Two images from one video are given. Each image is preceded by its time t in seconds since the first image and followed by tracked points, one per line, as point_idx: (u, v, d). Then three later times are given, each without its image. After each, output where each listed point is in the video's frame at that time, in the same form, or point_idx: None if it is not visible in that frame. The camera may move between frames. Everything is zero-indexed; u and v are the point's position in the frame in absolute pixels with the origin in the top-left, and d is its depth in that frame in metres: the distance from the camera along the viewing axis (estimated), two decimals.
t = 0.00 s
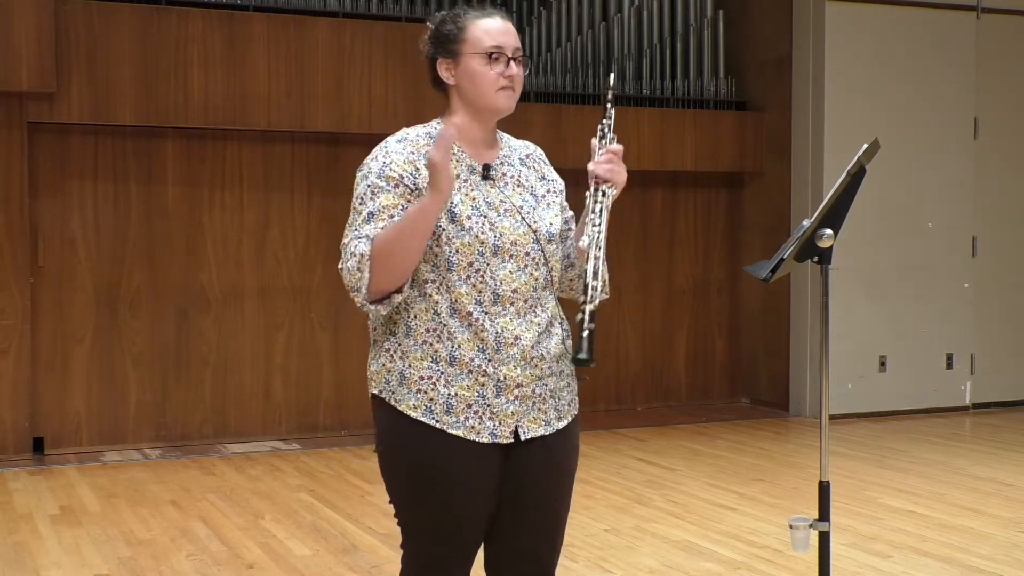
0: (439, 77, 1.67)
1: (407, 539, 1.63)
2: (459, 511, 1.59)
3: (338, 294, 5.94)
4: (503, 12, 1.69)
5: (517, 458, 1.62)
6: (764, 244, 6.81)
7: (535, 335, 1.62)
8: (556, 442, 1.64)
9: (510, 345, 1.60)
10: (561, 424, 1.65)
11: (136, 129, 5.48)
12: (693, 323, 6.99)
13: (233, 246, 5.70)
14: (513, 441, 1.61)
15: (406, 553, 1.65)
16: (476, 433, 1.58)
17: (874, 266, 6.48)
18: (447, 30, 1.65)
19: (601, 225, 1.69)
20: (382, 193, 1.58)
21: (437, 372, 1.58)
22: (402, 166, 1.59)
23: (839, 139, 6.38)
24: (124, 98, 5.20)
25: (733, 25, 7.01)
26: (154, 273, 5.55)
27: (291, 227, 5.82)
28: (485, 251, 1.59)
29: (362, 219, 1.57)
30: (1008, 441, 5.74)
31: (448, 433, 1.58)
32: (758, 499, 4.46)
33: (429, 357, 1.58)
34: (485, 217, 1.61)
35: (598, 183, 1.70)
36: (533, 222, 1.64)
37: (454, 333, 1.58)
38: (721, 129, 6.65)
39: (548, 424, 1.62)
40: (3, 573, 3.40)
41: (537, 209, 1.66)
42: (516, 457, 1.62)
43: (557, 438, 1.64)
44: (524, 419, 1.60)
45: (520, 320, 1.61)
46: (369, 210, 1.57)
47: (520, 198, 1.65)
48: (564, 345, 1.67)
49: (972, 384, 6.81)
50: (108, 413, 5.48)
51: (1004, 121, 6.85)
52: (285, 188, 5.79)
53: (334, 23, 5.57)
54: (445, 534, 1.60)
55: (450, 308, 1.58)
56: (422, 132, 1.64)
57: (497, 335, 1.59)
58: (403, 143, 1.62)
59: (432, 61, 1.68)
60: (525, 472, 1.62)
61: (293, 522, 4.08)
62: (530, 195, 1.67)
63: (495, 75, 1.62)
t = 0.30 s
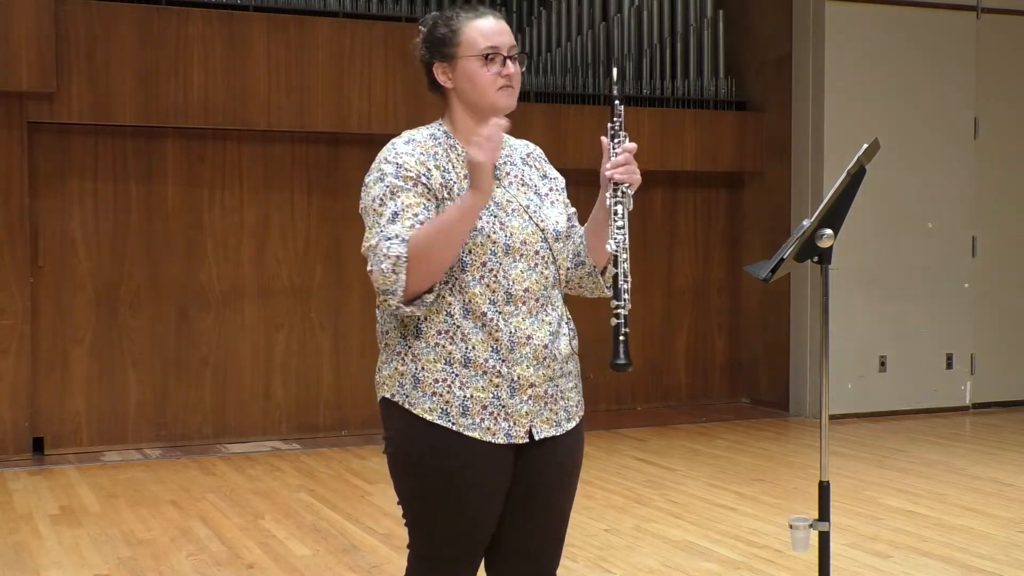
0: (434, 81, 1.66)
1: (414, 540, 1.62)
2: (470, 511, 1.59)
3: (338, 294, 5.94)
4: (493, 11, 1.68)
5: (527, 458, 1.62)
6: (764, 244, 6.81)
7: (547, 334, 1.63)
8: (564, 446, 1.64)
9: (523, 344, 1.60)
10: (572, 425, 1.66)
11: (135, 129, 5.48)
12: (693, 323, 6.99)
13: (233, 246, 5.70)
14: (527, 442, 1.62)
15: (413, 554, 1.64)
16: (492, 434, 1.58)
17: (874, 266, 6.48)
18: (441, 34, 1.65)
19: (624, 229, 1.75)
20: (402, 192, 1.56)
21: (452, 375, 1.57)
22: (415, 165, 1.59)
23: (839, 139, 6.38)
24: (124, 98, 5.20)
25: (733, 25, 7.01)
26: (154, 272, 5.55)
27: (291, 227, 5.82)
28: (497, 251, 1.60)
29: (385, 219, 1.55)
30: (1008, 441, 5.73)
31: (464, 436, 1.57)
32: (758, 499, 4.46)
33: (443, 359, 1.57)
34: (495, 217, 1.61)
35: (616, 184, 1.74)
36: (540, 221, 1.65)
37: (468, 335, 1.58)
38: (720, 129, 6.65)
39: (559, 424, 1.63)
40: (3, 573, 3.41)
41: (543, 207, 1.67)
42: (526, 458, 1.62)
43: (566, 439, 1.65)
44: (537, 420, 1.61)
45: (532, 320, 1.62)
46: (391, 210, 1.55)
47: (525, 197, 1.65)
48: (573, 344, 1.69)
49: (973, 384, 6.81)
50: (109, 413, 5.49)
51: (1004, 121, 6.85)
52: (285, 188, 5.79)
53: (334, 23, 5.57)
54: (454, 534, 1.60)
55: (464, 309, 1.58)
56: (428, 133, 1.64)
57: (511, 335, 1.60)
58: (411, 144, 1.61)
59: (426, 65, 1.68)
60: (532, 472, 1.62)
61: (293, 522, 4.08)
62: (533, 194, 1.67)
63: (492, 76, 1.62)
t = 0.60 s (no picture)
0: (455, 81, 1.67)
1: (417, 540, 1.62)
2: (474, 515, 1.59)
3: (338, 294, 5.94)
4: (513, 13, 1.69)
5: (530, 462, 1.62)
6: (764, 244, 6.81)
7: (552, 339, 1.63)
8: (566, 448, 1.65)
9: (528, 349, 1.60)
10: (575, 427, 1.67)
11: (136, 129, 5.48)
12: (693, 323, 6.99)
13: (233, 247, 5.70)
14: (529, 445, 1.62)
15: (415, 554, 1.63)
16: (495, 436, 1.58)
17: (874, 265, 6.48)
18: (461, 34, 1.66)
19: (605, 260, 1.74)
20: (413, 201, 1.56)
21: (456, 377, 1.57)
22: (428, 172, 1.57)
23: (839, 139, 6.38)
24: (124, 98, 5.20)
25: (733, 25, 7.01)
26: (154, 272, 5.55)
27: (291, 227, 5.82)
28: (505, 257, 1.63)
29: (396, 230, 1.55)
30: (1008, 441, 5.73)
31: (469, 437, 1.57)
32: (758, 499, 4.46)
33: (449, 361, 1.57)
34: (506, 223, 1.63)
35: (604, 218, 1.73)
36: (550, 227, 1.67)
37: (474, 338, 1.58)
38: (720, 129, 6.65)
39: (561, 427, 1.64)
40: (3, 573, 3.41)
41: (553, 212, 1.70)
42: (529, 460, 1.62)
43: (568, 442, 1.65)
44: (540, 423, 1.61)
45: (537, 325, 1.63)
46: (403, 222, 1.55)
47: (536, 203, 1.67)
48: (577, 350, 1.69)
49: (973, 384, 6.81)
50: (109, 412, 5.49)
51: (1004, 121, 6.85)
52: (285, 188, 5.79)
53: (334, 23, 5.57)
54: (458, 536, 1.59)
55: (470, 313, 1.59)
56: (442, 134, 1.63)
57: (517, 340, 1.60)
58: (426, 147, 1.60)
59: (446, 66, 1.68)
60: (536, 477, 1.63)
61: (293, 522, 4.08)
62: (545, 199, 1.69)
63: (512, 78, 1.62)
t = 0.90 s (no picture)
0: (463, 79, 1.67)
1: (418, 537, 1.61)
2: (474, 518, 1.58)
3: (338, 294, 5.94)
4: (520, 11, 1.66)
5: (531, 461, 1.62)
6: (764, 244, 6.81)
7: (557, 340, 1.63)
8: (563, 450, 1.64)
9: (533, 349, 1.60)
10: (576, 430, 1.66)
11: (136, 129, 5.48)
12: (693, 322, 6.99)
13: (233, 247, 5.70)
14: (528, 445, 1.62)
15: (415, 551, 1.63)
16: (494, 434, 1.57)
17: (874, 265, 6.48)
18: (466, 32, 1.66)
19: (595, 261, 1.68)
20: (446, 172, 1.54)
21: (460, 370, 1.57)
22: (453, 153, 1.57)
23: (839, 139, 6.38)
24: (124, 98, 5.20)
25: (733, 25, 7.02)
26: (154, 272, 5.55)
27: (291, 227, 5.82)
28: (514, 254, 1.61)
29: (435, 195, 1.51)
30: (1008, 441, 5.73)
31: (470, 434, 1.56)
32: (758, 499, 4.46)
33: (454, 354, 1.57)
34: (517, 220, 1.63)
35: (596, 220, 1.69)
36: (561, 228, 1.67)
37: (480, 332, 1.58)
38: (720, 129, 6.66)
39: (563, 429, 1.63)
40: (3, 573, 3.41)
41: (564, 215, 1.70)
42: (530, 461, 1.62)
43: (570, 444, 1.65)
44: (541, 423, 1.61)
45: (543, 325, 1.62)
46: (441, 187, 1.52)
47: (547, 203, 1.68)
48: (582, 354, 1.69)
49: (973, 384, 6.81)
50: (109, 412, 5.49)
51: (1004, 121, 6.85)
52: (285, 188, 5.79)
53: (334, 24, 5.57)
54: (457, 538, 1.59)
55: (479, 305, 1.58)
56: (455, 129, 1.62)
57: (522, 338, 1.60)
58: (444, 138, 1.58)
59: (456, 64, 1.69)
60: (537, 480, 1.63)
61: (293, 522, 4.08)
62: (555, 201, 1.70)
63: (505, 75, 1.60)
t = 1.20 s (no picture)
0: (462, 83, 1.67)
1: (424, 537, 1.61)
2: (477, 520, 1.57)
3: (338, 294, 5.94)
4: (514, 14, 1.65)
5: (537, 462, 1.60)
6: (764, 245, 6.81)
7: (563, 339, 1.61)
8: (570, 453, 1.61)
9: (535, 347, 1.58)
10: (585, 433, 1.62)
11: (136, 129, 5.48)
12: (693, 322, 6.99)
13: (233, 247, 5.70)
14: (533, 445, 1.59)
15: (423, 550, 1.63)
16: (496, 432, 1.56)
17: (874, 265, 6.48)
18: (463, 36, 1.66)
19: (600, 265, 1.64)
20: (438, 170, 1.55)
21: (461, 367, 1.56)
22: (447, 153, 1.58)
23: (839, 139, 6.38)
24: (124, 98, 5.20)
25: (733, 25, 7.02)
26: (154, 271, 5.55)
27: (291, 228, 5.82)
28: (512, 252, 1.59)
29: (425, 192, 1.53)
30: (1008, 441, 5.73)
31: (471, 431, 1.55)
32: (758, 499, 4.46)
33: (454, 352, 1.57)
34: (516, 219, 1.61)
35: (598, 221, 1.66)
36: (564, 227, 1.65)
37: (481, 329, 1.57)
38: (720, 129, 6.66)
39: (571, 430, 1.60)
40: (3, 573, 3.41)
41: (568, 214, 1.67)
42: (536, 463, 1.60)
43: (580, 446, 1.62)
44: (547, 423, 1.59)
45: (547, 324, 1.60)
46: (430, 183, 1.53)
47: (551, 203, 1.65)
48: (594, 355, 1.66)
49: (973, 384, 6.81)
50: (109, 412, 5.49)
51: (1004, 121, 6.85)
52: (285, 188, 5.79)
53: (334, 24, 5.57)
54: (460, 540, 1.58)
55: (480, 303, 1.57)
56: (453, 133, 1.63)
57: (524, 336, 1.58)
58: (439, 140, 1.60)
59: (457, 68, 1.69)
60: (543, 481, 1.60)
61: (293, 522, 4.08)
62: (561, 201, 1.67)
63: (496, 79, 1.59)
